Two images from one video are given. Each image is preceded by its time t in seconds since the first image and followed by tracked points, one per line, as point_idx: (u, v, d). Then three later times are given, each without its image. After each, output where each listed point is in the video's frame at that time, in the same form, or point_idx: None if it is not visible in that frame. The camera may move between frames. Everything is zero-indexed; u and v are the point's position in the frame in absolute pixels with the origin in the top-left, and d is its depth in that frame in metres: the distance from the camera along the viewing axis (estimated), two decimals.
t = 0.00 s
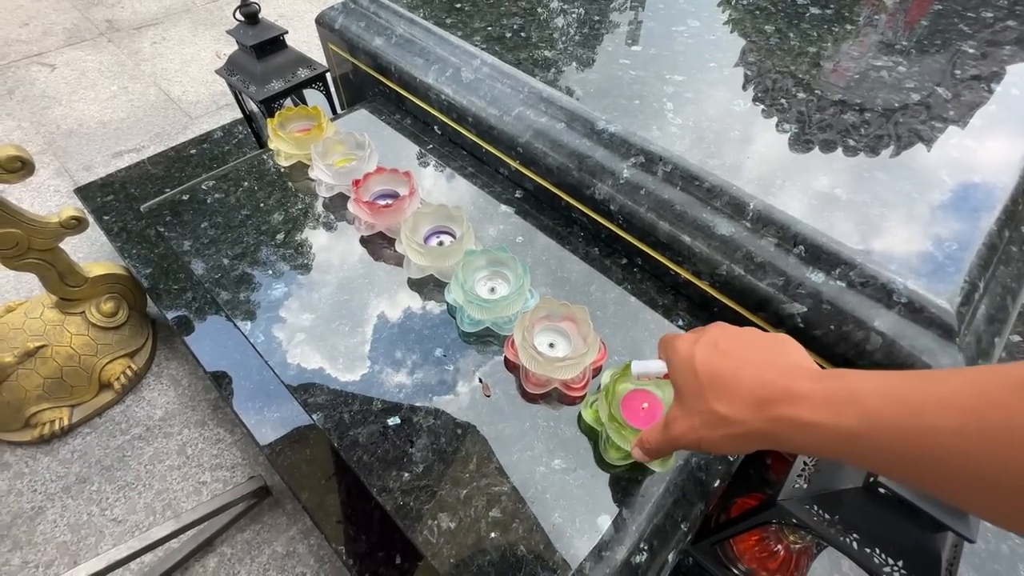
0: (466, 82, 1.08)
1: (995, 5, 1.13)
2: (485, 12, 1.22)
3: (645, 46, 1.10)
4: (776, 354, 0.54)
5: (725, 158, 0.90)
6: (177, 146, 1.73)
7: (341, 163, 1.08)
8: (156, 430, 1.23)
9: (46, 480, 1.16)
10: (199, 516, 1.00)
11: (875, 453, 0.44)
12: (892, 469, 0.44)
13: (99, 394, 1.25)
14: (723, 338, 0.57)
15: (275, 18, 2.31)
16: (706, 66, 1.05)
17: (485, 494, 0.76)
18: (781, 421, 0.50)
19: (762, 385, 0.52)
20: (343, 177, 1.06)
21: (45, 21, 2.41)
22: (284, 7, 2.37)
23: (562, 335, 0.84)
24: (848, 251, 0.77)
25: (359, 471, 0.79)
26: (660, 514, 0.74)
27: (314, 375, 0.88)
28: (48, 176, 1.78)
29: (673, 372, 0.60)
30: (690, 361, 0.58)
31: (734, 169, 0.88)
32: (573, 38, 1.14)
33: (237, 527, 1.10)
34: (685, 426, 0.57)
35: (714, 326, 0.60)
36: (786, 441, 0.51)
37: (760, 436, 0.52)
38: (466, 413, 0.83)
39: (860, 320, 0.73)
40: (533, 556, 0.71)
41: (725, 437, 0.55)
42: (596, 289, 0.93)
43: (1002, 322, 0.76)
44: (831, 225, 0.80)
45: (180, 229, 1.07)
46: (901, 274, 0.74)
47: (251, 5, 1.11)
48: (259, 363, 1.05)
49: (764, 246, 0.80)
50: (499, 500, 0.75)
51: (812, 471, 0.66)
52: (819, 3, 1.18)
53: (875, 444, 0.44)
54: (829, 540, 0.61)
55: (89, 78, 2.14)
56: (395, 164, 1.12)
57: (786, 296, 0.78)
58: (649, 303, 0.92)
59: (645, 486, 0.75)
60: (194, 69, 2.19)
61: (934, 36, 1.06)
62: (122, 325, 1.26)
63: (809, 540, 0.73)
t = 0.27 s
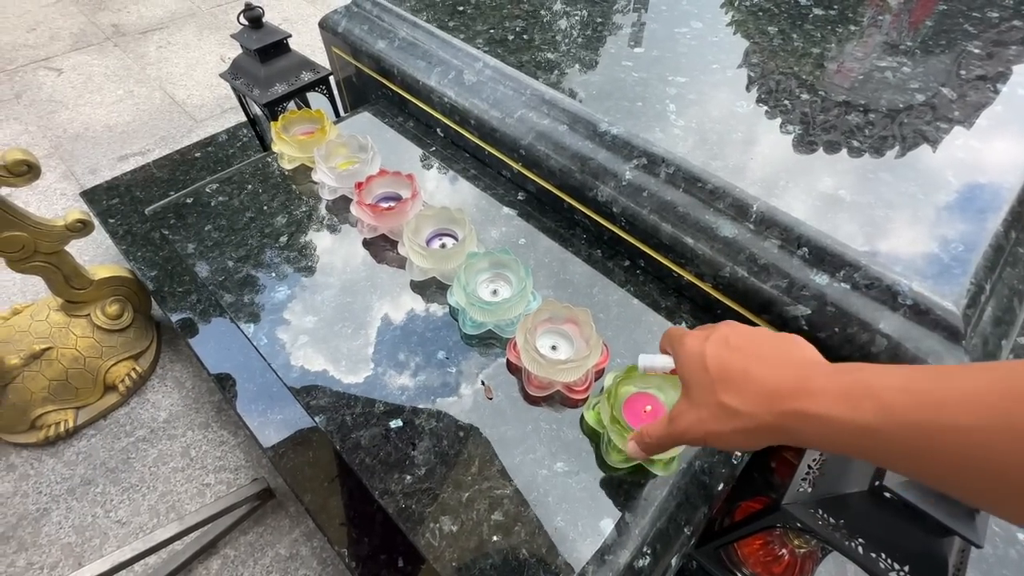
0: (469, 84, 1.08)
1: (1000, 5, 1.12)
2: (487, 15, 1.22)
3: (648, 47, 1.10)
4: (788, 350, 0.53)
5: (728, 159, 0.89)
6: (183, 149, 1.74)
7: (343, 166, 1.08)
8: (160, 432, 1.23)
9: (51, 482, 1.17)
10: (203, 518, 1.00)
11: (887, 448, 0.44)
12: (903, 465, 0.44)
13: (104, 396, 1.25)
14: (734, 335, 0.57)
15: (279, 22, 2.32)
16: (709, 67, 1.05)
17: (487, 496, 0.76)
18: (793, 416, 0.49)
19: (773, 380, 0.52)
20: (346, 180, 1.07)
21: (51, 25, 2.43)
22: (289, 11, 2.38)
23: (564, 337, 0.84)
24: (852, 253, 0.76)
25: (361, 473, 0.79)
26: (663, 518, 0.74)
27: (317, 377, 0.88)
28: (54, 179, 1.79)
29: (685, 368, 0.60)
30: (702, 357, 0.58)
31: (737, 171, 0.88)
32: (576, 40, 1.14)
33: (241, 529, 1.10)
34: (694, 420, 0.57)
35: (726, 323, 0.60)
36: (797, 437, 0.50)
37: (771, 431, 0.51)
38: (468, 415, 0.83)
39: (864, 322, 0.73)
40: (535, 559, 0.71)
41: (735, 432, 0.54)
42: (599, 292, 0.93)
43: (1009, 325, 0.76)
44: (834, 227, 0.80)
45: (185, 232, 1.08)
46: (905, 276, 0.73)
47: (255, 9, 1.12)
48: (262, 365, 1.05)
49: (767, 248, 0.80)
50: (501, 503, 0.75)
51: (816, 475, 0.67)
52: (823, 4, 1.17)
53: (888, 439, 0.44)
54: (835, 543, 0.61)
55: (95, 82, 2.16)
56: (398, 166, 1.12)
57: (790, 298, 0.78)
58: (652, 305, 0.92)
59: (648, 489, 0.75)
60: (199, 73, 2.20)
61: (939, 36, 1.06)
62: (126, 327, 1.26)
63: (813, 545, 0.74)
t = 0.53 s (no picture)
0: (474, 92, 1.09)
1: (1004, 9, 1.13)
2: (491, 23, 1.23)
3: (651, 54, 1.11)
4: (935, 304, 0.54)
5: (731, 166, 0.90)
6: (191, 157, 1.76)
7: (350, 174, 1.09)
8: (169, 437, 1.24)
9: (62, 487, 1.18)
10: (211, 523, 1.01)
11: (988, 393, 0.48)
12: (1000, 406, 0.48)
13: (113, 401, 1.27)
14: (808, 284, 0.59)
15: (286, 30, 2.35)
16: (712, 74, 1.05)
17: (493, 503, 0.76)
18: (965, 358, 0.49)
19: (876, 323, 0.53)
20: (352, 188, 1.07)
21: (62, 35, 2.47)
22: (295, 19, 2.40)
23: (568, 344, 0.84)
24: (856, 259, 0.76)
25: (368, 480, 0.80)
26: (668, 525, 0.74)
27: (324, 383, 0.89)
28: (65, 187, 1.81)
29: (806, 305, 0.58)
30: (834, 296, 0.57)
31: (740, 178, 0.88)
32: (579, 48, 1.14)
33: (248, 534, 1.11)
34: (855, 357, 0.53)
35: (844, 269, 0.59)
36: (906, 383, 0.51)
37: (923, 373, 0.50)
38: (473, 422, 0.83)
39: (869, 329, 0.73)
40: (540, 566, 0.71)
41: (879, 370, 0.52)
42: (603, 298, 0.93)
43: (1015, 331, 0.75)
44: (838, 234, 0.80)
45: (193, 240, 1.09)
46: (910, 282, 0.74)
47: (263, 19, 1.13)
48: (269, 371, 1.06)
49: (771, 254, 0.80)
50: (506, 509, 0.76)
51: (821, 481, 0.66)
52: (826, 10, 1.17)
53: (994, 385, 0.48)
54: (841, 551, 0.64)
55: (105, 91, 2.19)
56: (404, 174, 1.13)
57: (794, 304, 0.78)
58: (655, 312, 0.92)
59: (652, 496, 0.75)
60: (206, 81, 2.24)
61: (942, 41, 1.06)
62: (136, 333, 1.28)
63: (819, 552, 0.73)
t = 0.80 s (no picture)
0: (470, 123, 1.15)
1: (979, 37, 1.17)
2: (487, 55, 1.29)
3: (638, 85, 1.16)
4: None
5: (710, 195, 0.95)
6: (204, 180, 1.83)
7: (352, 202, 1.15)
8: (182, 450, 1.30)
9: (81, 498, 1.24)
10: (221, 533, 1.07)
11: None
12: None
13: (129, 415, 1.33)
14: None
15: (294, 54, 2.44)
16: (695, 105, 1.10)
17: (484, 515, 0.81)
18: None
19: None
20: (355, 216, 1.13)
21: (81, 61, 2.58)
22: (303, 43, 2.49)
23: (556, 365, 0.89)
24: (824, 285, 0.81)
25: (367, 494, 0.85)
26: (648, 536, 0.78)
27: (327, 402, 0.95)
28: (84, 208, 1.89)
29: None
30: None
31: (719, 206, 0.93)
32: (570, 79, 1.20)
33: (257, 543, 1.17)
34: None
35: None
36: None
37: None
38: (466, 439, 0.88)
39: (836, 351, 0.77)
40: None
41: None
42: (590, 319, 0.98)
43: (977, 352, 0.79)
44: (809, 259, 0.84)
45: (206, 264, 1.15)
46: (874, 306, 0.78)
47: (272, 56, 1.20)
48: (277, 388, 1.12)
49: (746, 280, 0.85)
50: (496, 522, 0.81)
51: (787, 497, 0.70)
52: (807, 39, 1.22)
53: None
54: (807, 562, 0.67)
55: (121, 115, 2.28)
56: (404, 200, 1.19)
57: (767, 328, 0.82)
58: (640, 333, 0.97)
59: (632, 509, 0.79)
60: (218, 103, 2.35)
61: (917, 70, 1.11)
62: (151, 351, 1.34)
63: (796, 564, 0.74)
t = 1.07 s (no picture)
0: (463, 162, 1.24)
1: (938, 76, 1.25)
2: (479, 98, 1.38)
3: (618, 126, 1.25)
4: None
5: (680, 233, 1.03)
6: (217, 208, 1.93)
7: (355, 237, 1.24)
8: (196, 467, 1.39)
9: (103, 512, 1.33)
10: (233, 545, 1.16)
11: None
12: None
13: (148, 433, 1.42)
14: None
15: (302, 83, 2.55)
16: (671, 145, 1.19)
17: (471, 530, 0.89)
18: None
19: None
20: (358, 251, 1.23)
21: (100, 92, 2.70)
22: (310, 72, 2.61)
23: (539, 390, 0.97)
24: (780, 318, 0.89)
25: (366, 509, 0.93)
26: (619, 548, 0.86)
27: (330, 425, 1.03)
28: (104, 235, 2.00)
29: None
30: None
31: (688, 243, 1.01)
32: (556, 120, 1.29)
33: (266, 555, 1.25)
34: None
35: None
36: None
37: None
38: (457, 458, 0.97)
39: (789, 378, 0.85)
40: None
41: None
42: (572, 347, 1.07)
43: (921, 378, 0.87)
44: (767, 293, 0.92)
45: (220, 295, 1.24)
46: (823, 338, 0.86)
47: (282, 101, 1.30)
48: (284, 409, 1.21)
49: (710, 312, 0.93)
50: (482, 535, 0.89)
51: (742, 514, 0.78)
52: (777, 79, 1.31)
53: None
54: (761, 572, 0.74)
55: (139, 143, 2.40)
56: (402, 234, 1.27)
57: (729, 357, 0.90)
58: (618, 359, 1.05)
59: (605, 524, 0.87)
60: (230, 132, 2.46)
61: (877, 111, 1.19)
62: (168, 373, 1.44)
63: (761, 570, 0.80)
